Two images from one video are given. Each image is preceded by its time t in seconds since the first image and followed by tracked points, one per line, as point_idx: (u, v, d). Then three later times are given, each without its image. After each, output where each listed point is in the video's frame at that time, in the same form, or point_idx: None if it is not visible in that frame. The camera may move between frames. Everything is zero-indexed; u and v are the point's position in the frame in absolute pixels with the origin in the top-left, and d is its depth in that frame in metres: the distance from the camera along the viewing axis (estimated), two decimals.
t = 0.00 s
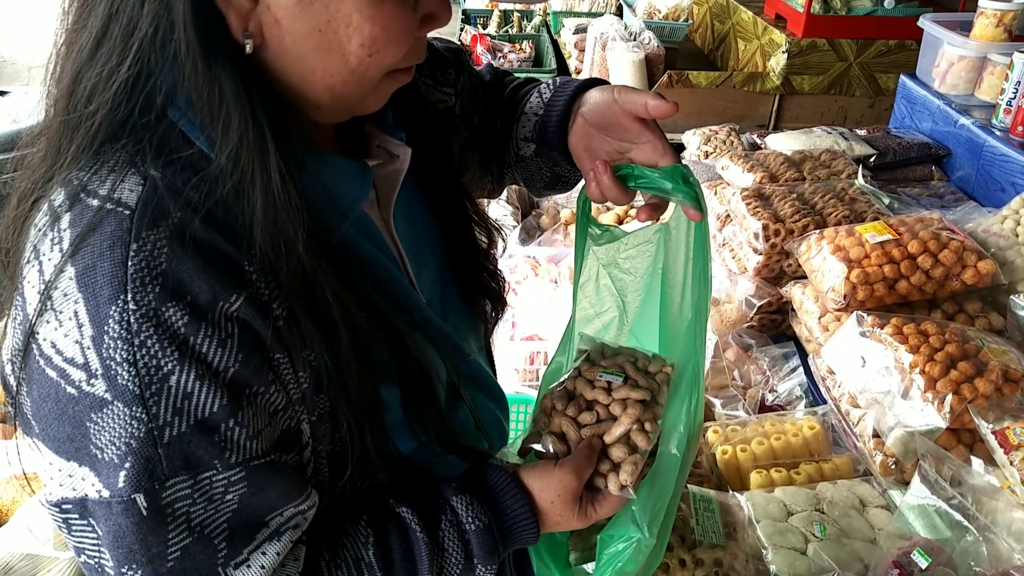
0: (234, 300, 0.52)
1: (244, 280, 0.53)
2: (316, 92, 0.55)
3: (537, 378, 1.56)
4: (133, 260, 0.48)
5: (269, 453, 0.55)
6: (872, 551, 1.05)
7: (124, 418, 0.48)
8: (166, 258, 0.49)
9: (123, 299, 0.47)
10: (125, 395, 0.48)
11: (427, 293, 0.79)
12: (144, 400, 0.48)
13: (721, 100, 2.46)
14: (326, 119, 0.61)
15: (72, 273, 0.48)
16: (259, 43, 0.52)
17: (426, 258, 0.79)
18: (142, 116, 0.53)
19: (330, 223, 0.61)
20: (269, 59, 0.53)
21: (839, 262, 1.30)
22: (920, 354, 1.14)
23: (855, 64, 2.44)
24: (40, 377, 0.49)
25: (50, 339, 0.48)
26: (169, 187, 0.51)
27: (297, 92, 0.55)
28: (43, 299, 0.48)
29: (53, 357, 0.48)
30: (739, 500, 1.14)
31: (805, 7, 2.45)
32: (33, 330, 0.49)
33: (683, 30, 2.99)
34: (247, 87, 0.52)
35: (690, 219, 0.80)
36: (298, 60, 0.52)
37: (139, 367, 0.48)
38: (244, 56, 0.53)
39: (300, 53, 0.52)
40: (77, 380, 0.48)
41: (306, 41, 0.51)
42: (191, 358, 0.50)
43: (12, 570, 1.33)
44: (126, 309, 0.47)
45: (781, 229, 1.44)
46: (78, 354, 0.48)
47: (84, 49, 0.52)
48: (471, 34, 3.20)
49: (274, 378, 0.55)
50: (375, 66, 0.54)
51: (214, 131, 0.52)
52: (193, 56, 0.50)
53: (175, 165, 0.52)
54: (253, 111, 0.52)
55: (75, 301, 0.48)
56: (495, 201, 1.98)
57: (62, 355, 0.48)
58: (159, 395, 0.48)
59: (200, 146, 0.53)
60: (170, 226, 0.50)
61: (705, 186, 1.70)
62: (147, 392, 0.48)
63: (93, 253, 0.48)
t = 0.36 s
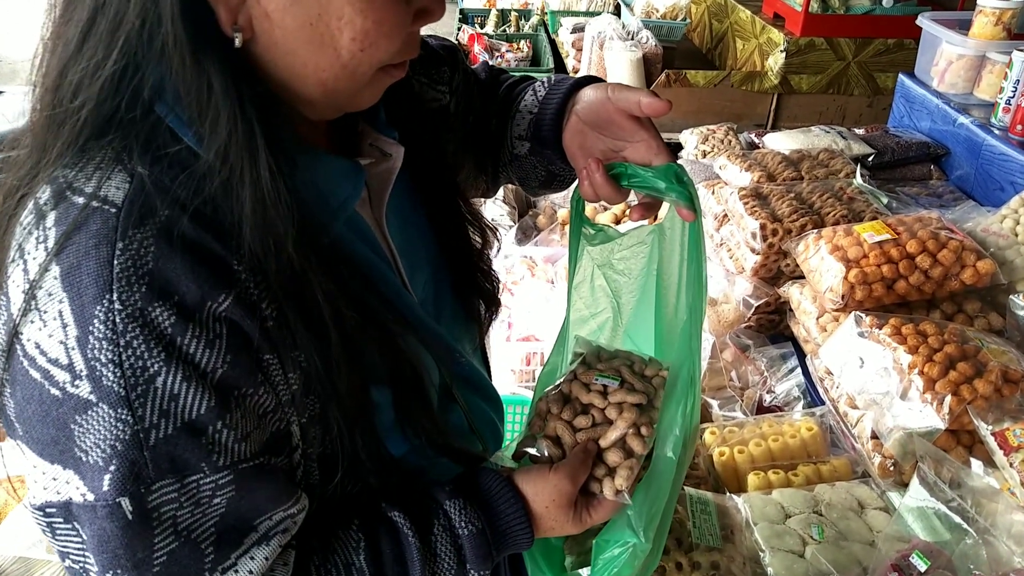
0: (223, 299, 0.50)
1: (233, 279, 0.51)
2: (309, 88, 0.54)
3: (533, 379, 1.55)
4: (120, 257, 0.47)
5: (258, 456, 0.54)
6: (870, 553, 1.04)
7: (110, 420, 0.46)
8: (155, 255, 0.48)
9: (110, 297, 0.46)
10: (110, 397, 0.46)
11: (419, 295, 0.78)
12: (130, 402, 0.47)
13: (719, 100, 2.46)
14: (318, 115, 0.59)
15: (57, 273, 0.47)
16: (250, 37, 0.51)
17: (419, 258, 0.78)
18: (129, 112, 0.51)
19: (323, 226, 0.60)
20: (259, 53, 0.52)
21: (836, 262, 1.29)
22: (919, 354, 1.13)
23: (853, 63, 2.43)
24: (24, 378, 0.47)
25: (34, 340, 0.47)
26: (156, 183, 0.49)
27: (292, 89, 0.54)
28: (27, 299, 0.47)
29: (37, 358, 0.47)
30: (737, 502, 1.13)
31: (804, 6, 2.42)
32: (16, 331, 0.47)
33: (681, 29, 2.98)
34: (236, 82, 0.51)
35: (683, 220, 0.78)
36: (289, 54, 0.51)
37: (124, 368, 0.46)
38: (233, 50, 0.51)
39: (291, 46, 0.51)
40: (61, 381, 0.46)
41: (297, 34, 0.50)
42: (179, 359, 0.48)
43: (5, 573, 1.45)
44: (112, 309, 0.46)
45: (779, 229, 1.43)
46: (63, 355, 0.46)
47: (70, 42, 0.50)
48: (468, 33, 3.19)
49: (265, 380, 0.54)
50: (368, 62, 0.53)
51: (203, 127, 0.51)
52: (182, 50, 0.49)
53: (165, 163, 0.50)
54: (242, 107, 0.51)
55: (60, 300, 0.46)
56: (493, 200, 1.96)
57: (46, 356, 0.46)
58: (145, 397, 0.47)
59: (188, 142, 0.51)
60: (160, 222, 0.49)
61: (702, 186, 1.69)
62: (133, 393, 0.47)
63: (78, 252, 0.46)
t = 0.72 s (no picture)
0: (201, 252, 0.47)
1: (207, 237, 0.48)
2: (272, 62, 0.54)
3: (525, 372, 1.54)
4: (86, 214, 0.44)
5: (259, 402, 0.48)
6: (861, 545, 1.03)
7: (100, 376, 0.42)
8: (123, 211, 0.45)
9: (80, 253, 0.43)
10: (96, 352, 0.42)
11: (398, 278, 0.77)
12: (119, 354, 0.43)
13: (714, 96, 2.46)
14: (285, 91, 0.59)
15: (25, 235, 0.43)
16: (207, 7, 0.52)
17: (398, 238, 0.78)
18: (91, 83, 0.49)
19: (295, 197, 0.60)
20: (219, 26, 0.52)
21: (828, 253, 1.28)
22: (910, 345, 1.13)
23: (849, 59, 2.41)
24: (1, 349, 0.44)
25: (8, 308, 0.43)
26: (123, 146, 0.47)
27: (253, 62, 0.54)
28: None
29: (13, 325, 0.43)
30: (728, 494, 1.13)
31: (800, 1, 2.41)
32: None
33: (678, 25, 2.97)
34: (194, 54, 0.51)
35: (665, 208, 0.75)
36: (248, 25, 0.53)
37: (108, 322, 0.43)
38: (192, 22, 0.52)
39: (248, 19, 0.52)
40: (41, 344, 0.43)
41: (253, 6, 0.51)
42: (163, 309, 0.44)
43: None
44: (85, 264, 0.43)
45: (771, 221, 1.43)
46: (40, 317, 0.43)
47: (29, 19, 0.49)
48: (465, 30, 3.18)
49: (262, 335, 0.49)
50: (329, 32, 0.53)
51: (163, 98, 0.49)
52: (138, 21, 0.48)
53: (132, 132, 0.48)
54: (201, 79, 0.50)
55: (29, 262, 0.43)
56: (486, 195, 2.02)
57: (23, 320, 0.43)
58: (133, 347, 0.43)
59: (151, 112, 0.50)
60: (129, 184, 0.46)
61: (696, 180, 1.68)
62: (120, 345, 0.43)
63: (46, 212, 0.43)
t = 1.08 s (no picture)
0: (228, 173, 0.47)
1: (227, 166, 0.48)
2: (252, 15, 0.53)
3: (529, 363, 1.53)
4: (108, 150, 0.44)
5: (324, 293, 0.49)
6: (870, 534, 1.02)
7: (175, 294, 0.43)
8: (143, 143, 0.45)
9: (111, 183, 0.43)
10: (163, 272, 0.43)
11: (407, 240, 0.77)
12: (186, 270, 0.43)
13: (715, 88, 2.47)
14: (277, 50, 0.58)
15: (41, 178, 0.43)
16: None
17: (403, 210, 0.78)
18: (74, 36, 0.47)
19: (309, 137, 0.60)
20: None
21: (835, 242, 1.27)
22: (918, 333, 1.12)
23: (852, 51, 2.39)
24: (48, 295, 0.43)
25: (40, 252, 0.43)
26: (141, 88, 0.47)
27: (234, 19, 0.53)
28: (14, 219, 0.43)
29: (54, 269, 0.43)
30: (734, 483, 1.11)
31: None
32: (16, 257, 0.43)
33: (678, 18, 2.96)
34: (178, 10, 0.49)
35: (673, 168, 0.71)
36: None
37: (163, 242, 0.43)
38: None
39: None
40: (94, 278, 0.42)
41: None
42: (208, 220, 0.45)
43: None
44: (119, 192, 0.43)
45: (776, 211, 1.41)
46: (84, 252, 0.43)
47: None
48: (464, 23, 3.17)
49: (297, 253, 0.49)
50: None
51: (150, 47, 0.48)
52: None
53: (136, 80, 0.48)
54: (187, 29, 0.49)
55: (53, 203, 0.43)
56: (488, 187, 2.00)
57: (64, 261, 0.43)
58: (198, 260, 0.43)
59: (142, 63, 0.48)
60: (139, 122, 0.46)
61: (699, 170, 1.67)
62: (186, 260, 0.43)
63: (60, 152, 0.44)
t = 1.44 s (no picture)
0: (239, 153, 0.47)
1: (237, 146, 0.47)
2: None
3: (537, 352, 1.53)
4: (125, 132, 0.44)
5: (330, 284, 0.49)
6: (881, 521, 1.02)
7: (179, 277, 0.42)
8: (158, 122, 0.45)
9: (126, 163, 0.43)
10: (169, 254, 0.42)
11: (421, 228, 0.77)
12: (193, 252, 0.43)
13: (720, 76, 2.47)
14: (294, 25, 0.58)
15: (56, 157, 0.43)
16: None
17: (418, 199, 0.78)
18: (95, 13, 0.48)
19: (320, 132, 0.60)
20: None
21: (845, 230, 1.27)
22: (930, 322, 1.11)
23: (857, 39, 2.38)
24: (59, 274, 0.43)
25: (51, 231, 0.43)
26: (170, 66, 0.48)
27: None
28: (30, 197, 0.43)
29: (65, 248, 0.42)
30: (745, 471, 1.11)
31: None
32: (30, 235, 0.43)
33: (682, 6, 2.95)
34: None
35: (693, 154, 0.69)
36: None
37: (171, 223, 0.43)
38: None
39: None
40: (102, 258, 0.42)
41: None
42: (219, 203, 0.44)
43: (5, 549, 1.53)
44: (131, 172, 0.43)
45: (785, 199, 1.41)
46: (93, 231, 0.42)
47: None
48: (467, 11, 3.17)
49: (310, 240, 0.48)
50: None
51: (170, 20, 0.47)
52: None
53: (152, 56, 0.47)
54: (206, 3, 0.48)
55: (67, 181, 0.43)
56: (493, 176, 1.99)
57: (74, 240, 0.42)
58: (205, 243, 0.43)
59: (161, 39, 0.48)
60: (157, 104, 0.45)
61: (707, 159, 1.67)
62: (192, 243, 0.43)
63: (77, 131, 0.43)
